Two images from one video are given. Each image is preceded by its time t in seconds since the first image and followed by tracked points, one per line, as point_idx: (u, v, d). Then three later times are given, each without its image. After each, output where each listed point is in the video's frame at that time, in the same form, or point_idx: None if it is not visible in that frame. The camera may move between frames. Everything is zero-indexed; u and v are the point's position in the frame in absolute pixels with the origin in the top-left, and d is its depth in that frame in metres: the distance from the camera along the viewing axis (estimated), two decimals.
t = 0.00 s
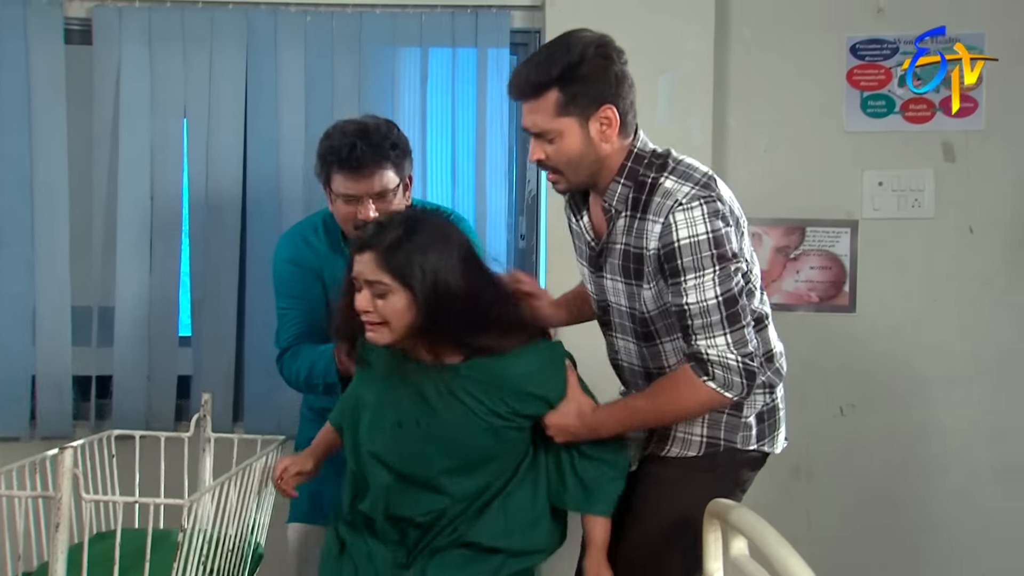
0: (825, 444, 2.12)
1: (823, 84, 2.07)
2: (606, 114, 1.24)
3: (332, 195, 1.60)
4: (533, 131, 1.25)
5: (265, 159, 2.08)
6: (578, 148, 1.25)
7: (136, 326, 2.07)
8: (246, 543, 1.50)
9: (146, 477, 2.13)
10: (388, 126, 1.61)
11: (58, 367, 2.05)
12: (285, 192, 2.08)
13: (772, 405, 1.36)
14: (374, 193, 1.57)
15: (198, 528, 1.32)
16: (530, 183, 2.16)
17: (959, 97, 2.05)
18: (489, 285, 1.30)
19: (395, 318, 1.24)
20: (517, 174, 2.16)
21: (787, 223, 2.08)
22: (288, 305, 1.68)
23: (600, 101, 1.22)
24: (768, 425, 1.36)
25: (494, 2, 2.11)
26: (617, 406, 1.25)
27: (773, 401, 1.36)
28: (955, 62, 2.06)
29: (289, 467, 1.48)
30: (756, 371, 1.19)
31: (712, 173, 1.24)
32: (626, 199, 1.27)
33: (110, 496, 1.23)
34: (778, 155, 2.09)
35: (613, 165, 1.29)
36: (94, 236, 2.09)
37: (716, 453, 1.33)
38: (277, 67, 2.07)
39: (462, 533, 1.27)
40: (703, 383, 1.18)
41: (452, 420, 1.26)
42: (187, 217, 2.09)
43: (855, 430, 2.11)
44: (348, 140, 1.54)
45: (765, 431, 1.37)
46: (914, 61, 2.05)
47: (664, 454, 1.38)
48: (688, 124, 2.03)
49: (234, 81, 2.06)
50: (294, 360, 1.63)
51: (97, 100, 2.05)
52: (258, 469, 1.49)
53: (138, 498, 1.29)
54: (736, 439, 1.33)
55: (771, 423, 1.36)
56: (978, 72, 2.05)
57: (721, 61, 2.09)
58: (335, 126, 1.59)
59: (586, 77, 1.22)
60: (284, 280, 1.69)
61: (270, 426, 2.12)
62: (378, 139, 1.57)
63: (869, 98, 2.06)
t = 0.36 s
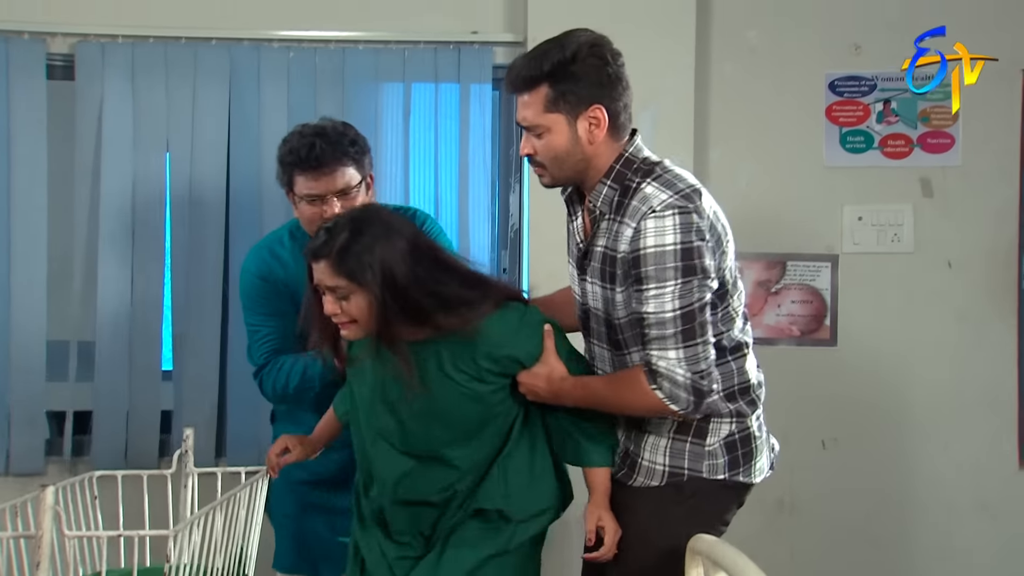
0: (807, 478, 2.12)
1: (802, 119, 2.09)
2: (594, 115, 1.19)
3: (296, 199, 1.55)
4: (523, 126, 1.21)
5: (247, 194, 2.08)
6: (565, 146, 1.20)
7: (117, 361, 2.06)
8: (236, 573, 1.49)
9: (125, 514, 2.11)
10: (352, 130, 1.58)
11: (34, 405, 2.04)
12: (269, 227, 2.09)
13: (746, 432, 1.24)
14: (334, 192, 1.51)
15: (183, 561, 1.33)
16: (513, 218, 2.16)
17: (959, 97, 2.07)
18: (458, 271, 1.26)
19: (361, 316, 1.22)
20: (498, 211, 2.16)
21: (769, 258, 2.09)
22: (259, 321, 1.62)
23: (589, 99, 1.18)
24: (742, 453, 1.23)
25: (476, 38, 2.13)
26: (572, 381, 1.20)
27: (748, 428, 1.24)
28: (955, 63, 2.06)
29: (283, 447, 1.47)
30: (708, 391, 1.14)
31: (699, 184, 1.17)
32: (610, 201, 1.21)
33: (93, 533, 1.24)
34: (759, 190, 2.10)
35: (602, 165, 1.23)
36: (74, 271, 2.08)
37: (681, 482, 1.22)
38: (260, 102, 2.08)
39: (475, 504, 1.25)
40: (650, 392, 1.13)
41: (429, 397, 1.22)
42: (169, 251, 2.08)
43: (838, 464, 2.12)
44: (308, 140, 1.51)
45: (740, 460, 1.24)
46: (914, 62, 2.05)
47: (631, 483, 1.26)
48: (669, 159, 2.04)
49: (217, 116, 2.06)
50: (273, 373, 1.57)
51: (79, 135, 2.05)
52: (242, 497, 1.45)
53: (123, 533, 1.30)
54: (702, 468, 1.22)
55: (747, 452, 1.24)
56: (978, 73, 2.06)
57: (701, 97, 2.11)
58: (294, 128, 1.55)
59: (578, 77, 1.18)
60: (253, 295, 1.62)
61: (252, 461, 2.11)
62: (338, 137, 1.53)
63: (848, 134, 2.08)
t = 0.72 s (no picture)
0: (797, 514, 2.12)
1: (789, 155, 2.11)
2: (597, 130, 1.22)
3: (275, 217, 1.50)
4: (528, 138, 1.25)
5: (237, 232, 2.08)
6: (568, 157, 1.23)
7: (104, 398, 2.05)
8: None
9: (112, 552, 2.10)
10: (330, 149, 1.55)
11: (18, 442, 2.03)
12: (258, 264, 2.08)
13: (721, 462, 1.25)
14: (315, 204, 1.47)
15: None
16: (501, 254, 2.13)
17: (959, 97, 2.08)
18: (480, 219, 1.27)
19: (394, 261, 1.22)
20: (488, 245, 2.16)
21: (757, 293, 2.10)
22: (250, 342, 1.47)
23: (591, 113, 1.21)
24: (718, 482, 1.24)
25: (465, 74, 2.15)
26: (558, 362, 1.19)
27: (724, 457, 1.25)
28: (955, 62, 2.08)
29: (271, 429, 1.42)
30: (681, 402, 1.15)
31: (692, 205, 1.20)
32: (606, 213, 1.24)
33: None
34: (747, 226, 2.12)
35: (603, 178, 1.26)
36: (62, 307, 2.08)
37: (655, 512, 1.23)
38: (250, 139, 2.08)
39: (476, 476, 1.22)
40: (624, 397, 1.14)
41: (451, 355, 1.20)
42: (158, 287, 2.07)
43: (826, 499, 2.12)
44: (287, 156, 1.47)
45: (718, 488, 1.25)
46: (914, 62, 2.07)
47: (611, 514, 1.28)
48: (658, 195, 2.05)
49: (207, 152, 2.07)
50: (269, 394, 1.43)
51: (68, 172, 2.06)
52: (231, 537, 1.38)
53: None
54: (676, 498, 1.23)
55: (724, 480, 1.24)
56: (978, 72, 2.08)
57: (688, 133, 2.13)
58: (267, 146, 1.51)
59: (586, 91, 1.21)
60: (242, 315, 1.48)
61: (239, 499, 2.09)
62: (316, 151, 1.50)
63: (834, 170, 2.09)
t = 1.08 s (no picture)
0: (793, 546, 2.11)
1: (783, 185, 2.12)
2: (621, 152, 1.22)
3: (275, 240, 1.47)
4: (553, 157, 1.25)
5: (232, 263, 2.07)
6: (592, 178, 1.23)
7: (98, 427, 2.05)
8: None
9: None
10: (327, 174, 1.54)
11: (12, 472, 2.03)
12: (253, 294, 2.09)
13: (733, 488, 1.22)
14: (318, 222, 1.44)
15: None
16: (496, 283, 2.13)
17: (959, 97, 2.10)
18: (513, 230, 1.28)
19: (430, 258, 1.21)
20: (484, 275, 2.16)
21: (752, 322, 2.11)
22: (252, 364, 1.43)
23: (616, 134, 1.21)
24: (732, 509, 1.22)
25: (461, 105, 2.16)
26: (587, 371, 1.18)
27: (736, 483, 1.23)
28: (955, 62, 2.10)
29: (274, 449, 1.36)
30: (717, 418, 1.14)
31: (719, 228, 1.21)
32: (635, 232, 1.24)
33: None
34: (741, 255, 2.12)
35: (628, 201, 1.26)
36: (57, 337, 2.08)
37: (673, 540, 1.20)
38: (247, 169, 2.09)
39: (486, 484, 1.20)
40: (663, 409, 1.13)
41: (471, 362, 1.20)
42: (154, 317, 2.07)
43: (823, 530, 2.11)
44: (286, 175, 1.44)
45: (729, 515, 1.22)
46: (914, 61, 2.09)
47: (623, 545, 1.24)
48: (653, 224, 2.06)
49: (203, 183, 2.07)
50: (279, 412, 1.39)
51: (65, 202, 2.06)
52: None
53: None
54: (692, 525, 1.20)
55: (736, 507, 1.22)
56: (978, 72, 2.10)
57: (683, 163, 2.14)
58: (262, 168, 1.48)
59: (613, 111, 1.21)
60: (243, 338, 1.44)
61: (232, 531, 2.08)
62: (316, 171, 1.48)
63: (829, 201, 2.10)
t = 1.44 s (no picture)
0: (794, 556, 2.10)
1: (784, 194, 2.12)
2: (634, 158, 1.23)
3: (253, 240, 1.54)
4: (567, 159, 1.26)
5: (231, 272, 2.07)
6: (603, 181, 1.24)
7: (97, 436, 2.05)
8: None
9: None
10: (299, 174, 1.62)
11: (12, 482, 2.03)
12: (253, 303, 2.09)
13: (748, 492, 1.24)
14: (296, 218, 1.52)
15: None
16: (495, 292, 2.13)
17: (959, 97, 2.10)
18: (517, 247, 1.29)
19: (435, 268, 1.23)
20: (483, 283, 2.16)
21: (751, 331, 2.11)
22: (232, 368, 1.50)
23: (631, 140, 1.22)
24: (747, 513, 1.23)
25: (461, 114, 2.16)
26: (575, 371, 1.17)
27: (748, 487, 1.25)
28: (955, 63, 2.10)
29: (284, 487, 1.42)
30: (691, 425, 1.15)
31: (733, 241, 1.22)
32: (643, 239, 1.25)
33: None
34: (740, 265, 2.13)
35: (637, 207, 1.26)
36: (57, 346, 2.08)
37: (693, 548, 1.20)
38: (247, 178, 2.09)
39: (495, 498, 1.21)
40: (637, 408, 1.14)
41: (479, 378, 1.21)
42: (154, 326, 2.07)
43: (824, 540, 2.10)
44: (263, 174, 1.53)
45: (744, 520, 1.24)
46: (914, 62, 2.09)
47: (640, 556, 1.23)
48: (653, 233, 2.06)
49: (203, 191, 2.08)
50: (267, 417, 1.47)
51: (65, 211, 2.06)
52: None
53: None
54: (711, 532, 1.20)
55: (751, 511, 1.24)
56: (978, 72, 2.10)
57: (683, 172, 2.14)
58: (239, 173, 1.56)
59: (629, 116, 1.23)
60: (223, 342, 1.51)
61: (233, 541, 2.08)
62: (292, 170, 1.56)
63: (829, 210, 2.10)
